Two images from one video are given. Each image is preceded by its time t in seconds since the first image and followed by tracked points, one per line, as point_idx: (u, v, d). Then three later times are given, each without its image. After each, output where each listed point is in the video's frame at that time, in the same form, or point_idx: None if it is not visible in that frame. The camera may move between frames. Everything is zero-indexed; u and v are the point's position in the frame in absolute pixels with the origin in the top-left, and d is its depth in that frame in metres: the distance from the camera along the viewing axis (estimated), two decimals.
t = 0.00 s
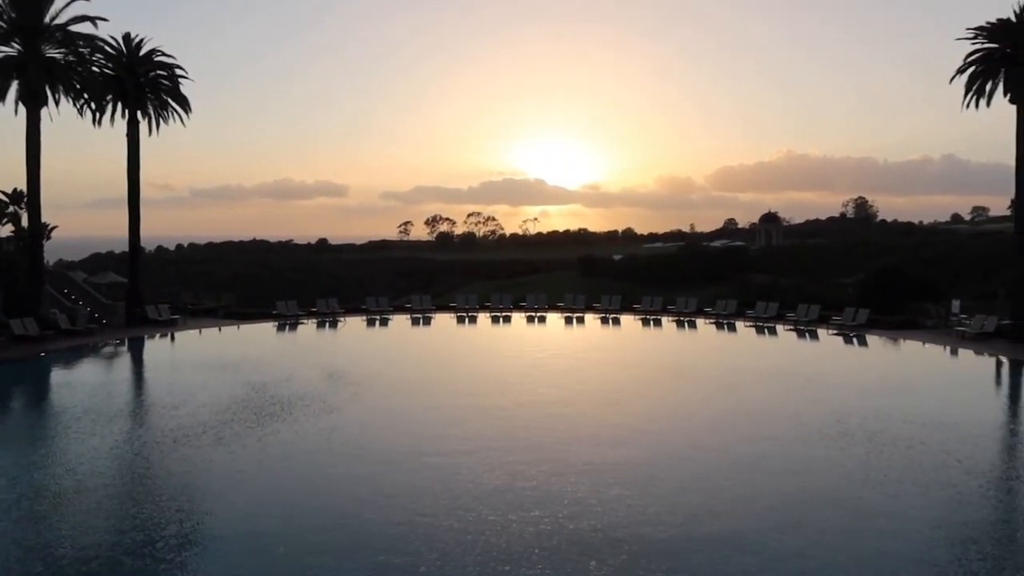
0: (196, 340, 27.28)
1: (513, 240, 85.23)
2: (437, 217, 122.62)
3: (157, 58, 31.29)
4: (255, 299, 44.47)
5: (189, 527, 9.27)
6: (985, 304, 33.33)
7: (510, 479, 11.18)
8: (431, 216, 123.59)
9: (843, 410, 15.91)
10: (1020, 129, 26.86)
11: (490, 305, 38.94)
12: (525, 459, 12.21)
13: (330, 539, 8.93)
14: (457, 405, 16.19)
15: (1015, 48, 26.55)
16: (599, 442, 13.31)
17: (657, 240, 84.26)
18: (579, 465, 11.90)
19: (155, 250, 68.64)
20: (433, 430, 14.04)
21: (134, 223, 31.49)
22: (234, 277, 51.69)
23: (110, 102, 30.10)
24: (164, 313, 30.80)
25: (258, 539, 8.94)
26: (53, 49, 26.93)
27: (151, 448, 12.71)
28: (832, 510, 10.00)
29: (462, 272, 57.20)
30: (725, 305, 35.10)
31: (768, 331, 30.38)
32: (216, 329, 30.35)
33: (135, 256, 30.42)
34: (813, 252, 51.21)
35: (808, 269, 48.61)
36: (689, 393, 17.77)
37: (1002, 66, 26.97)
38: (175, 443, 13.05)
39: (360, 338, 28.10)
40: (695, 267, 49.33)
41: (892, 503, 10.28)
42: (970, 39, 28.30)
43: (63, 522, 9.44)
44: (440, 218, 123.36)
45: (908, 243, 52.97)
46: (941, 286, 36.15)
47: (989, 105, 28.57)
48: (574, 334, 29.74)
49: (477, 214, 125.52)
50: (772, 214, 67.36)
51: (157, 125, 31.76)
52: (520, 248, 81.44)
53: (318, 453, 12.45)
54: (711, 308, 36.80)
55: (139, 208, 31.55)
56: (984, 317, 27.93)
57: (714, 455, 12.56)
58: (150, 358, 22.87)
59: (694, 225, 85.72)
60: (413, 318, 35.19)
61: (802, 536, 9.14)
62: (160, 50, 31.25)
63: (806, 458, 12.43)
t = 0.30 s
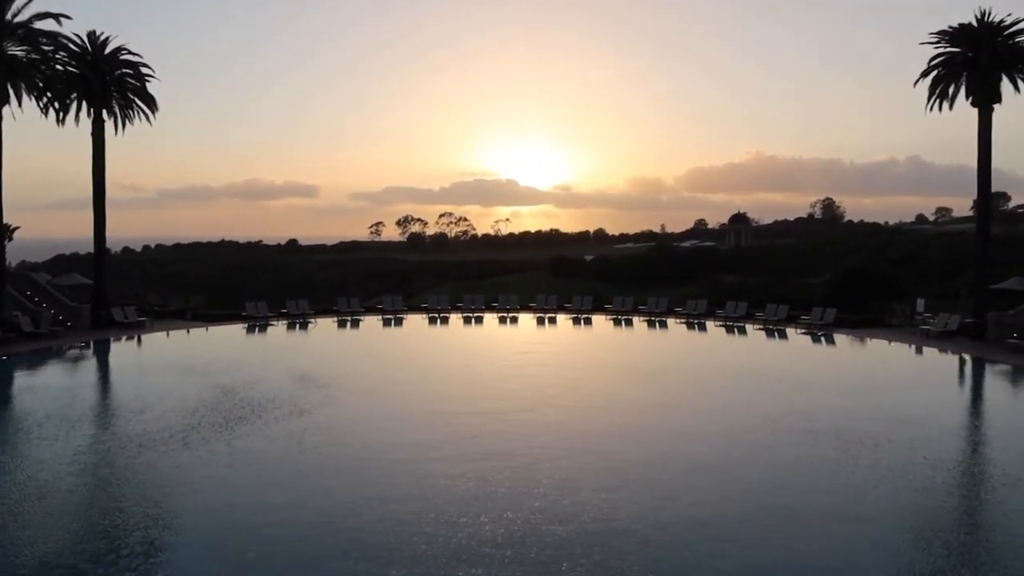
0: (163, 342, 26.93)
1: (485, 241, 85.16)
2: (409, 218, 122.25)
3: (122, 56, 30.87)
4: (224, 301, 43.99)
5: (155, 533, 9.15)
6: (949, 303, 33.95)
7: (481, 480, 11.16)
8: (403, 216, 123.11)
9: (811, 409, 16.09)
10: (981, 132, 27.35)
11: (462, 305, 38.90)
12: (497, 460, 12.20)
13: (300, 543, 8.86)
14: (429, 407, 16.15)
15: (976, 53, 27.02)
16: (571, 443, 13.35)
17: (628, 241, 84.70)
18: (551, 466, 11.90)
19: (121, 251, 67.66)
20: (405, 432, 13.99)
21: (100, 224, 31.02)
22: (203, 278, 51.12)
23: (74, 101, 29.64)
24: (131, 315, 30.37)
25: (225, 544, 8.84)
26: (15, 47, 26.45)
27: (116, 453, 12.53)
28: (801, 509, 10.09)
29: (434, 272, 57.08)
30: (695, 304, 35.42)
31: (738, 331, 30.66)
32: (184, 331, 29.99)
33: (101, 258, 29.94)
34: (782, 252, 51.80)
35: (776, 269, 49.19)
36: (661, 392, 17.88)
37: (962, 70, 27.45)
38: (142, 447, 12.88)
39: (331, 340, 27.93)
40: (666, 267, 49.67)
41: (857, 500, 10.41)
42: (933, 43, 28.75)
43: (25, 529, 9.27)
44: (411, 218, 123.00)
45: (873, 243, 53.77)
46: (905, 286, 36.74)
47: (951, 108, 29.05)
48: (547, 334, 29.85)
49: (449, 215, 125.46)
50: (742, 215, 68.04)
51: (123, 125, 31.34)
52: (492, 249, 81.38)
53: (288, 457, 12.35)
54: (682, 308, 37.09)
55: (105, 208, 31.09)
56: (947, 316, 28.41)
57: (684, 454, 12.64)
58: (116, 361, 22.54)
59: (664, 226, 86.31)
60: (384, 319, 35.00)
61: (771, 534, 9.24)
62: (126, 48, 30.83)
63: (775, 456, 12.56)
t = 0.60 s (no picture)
0: (130, 342, 26.57)
1: (457, 239, 85.03)
2: (380, 216, 121.73)
3: (87, 52, 30.38)
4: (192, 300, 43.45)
5: (122, 538, 9.05)
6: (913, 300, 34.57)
7: (453, 480, 11.15)
8: (374, 215, 122.47)
9: (780, 405, 16.28)
10: (943, 132, 27.84)
11: (434, 304, 38.85)
12: (470, 460, 12.19)
13: (271, 547, 8.81)
14: (401, 407, 16.10)
15: (938, 55, 27.46)
16: (543, 442, 13.38)
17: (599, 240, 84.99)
18: (524, 465, 11.93)
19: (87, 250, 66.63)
20: (377, 433, 13.92)
21: (64, 223, 30.52)
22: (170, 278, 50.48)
23: (38, 97, 29.13)
24: (97, 316, 29.92)
25: (194, 549, 8.76)
26: None
27: (81, 456, 12.35)
28: (770, 505, 10.19)
29: (404, 271, 56.92)
30: (665, 303, 35.70)
31: (708, 329, 30.92)
32: (151, 331, 29.61)
33: (66, 256, 29.46)
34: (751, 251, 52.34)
35: (746, 267, 49.69)
36: (633, 391, 17.98)
37: (926, 71, 27.91)
38: (107, 450, 12.69)
39: (302, 339, 27.74)
40: (636, 266, 49.97)
41: (826, 496, 10.56)
42: (898, 44, 29.21)
43: None
44: (383, 217, 122.48)
45: (840, 241, 54.52)
46: (871, 283, 37.33)
47: (915, 109, 29.54)
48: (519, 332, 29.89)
49: (421, 213, 125.04)
50: (711, 214, 68.63)
51: (88, 121, 30.86)
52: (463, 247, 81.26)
53: (258, 458, 12.24)
54: (652, 306, 37.35)
55: (69, 206, 30.59)
56: (912, 313, 28.93)
57: (656, 452, 12.72)
58: (82, 362, 22.21)
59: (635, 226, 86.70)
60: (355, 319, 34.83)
61: (741, 531, 9.32)
62: (91, 44, 30.36)
63: (745, 453, 12.68)
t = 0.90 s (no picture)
0: (91, 343, 26.11)
1: (424, 238, 84.72)
2: (347, 215, 120.96)
3: (46, 47, 29.81)
4: (154, 300, 42.76)
5: (82, 543, 8.92)
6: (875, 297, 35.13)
7: (422, 481, 11.13)
8: (340, 213, 121.61)
9: (744, 403, 16.45)
10: (903, 133, 28.35)
11: (402, 303, 38.70)
12: (438, 460, 12.18)
13: (235, 549, 8.74)
14: (368, 407, 16.03)
15: (898, 57, 27.95)
16: (512, 441, 13.39)
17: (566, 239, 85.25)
18: (491, 465, 11.94)
19: (46, 249, 65.33)
20: (344, 433, 13.85)
21: (22, 221, 29.90)
22: (132, 278, 49.67)
23: None
24: (57, 316, 29.38)
25: (158, 552, 8.68)
26: None
27: (39, 460, 12.14)
28: (735, 501, 10.32)
29: (372, 270, 56.61)
30: (632, 301, 35.92)
31: (674, 327, 31.17)
32: (113, 332, 29.11)
33: (24, 255, 28.86)
34: (716, 250, 52.84)
35: (711, 266, 50.14)
36: (600, 389, 18.08)
37: (886, 73, 28.38)
38: (66, 454, 12.47)
39: (267, 339, 27.47)
40: (604, 264, 50.20)
41: (789, 492, 10.71)
42: (859, 47, 29.67)
43: None
44: (349, 216, 121.66)
45: (803, 240, 55.24)
46: (834, 282, 37.88)
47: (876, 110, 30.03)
48: (487, 331, 29.87)
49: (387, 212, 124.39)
50: (677, 214, 69.27)
51: (47, 118, 30.28)
52: (431, 247, 80.97)
53: (223, 461, 12.12)
54: (620, 305, 37.57)
55: (28, 205, 29.98)
56: (873, 311, 29.39)
57: (623, 451, 12.79)
58: (41, 364, 21.79)
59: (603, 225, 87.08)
60: (322, 318, 34.58)
61: (706, 527, 9.44)
62: (50, 39, 29.79)
63: (711, 450, 12.81)
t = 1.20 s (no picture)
0: (53, 345, 25.63)
1: (395, 238, 84.40)
2: (316, 215, 120.11)
3: (5, 43, 29.20)
4: (117, 301, 42.07)
5: (42, 551, 8.76)
6: (840, 297, 35.58)
7: (391, 483, 11.08)
8: (309, 213, 120.70)
9: (713, 402, 16.57)
10: (867, 136, 28.76)
11: (371, 303, 38.46)
12: (407, 462, 12.13)
13: (199, 555, 8.64)
14: (337, 409, 15.94)
15: (862, 60, 28.33)
16: (481, 442, 13.37)
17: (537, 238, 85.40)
18: (462, 467, 11.91)
19: (5, 249, 64.01)
20: (312, 436, 13.74)
21: None
22: (95, 278, 48.82)
23: None
24: (17, 318, 28.77)
25: (121, 559, 8.56)
26: None
27: None
28: (703, 501, 10.39)
29: (341, 270, 56.22)
30: (602, 301, 36.04)
31: (644, 326, 31.34)
32: (76, 333, 28.60)
33: None
34: (685, 250, 53.22)
35: (679, 265, 50.52)
36: (570, 389, 18.13)
37: (851, 76, 28.74)
38: (26, 460, 12.23)
39: (235, 341, 27.18)
40: (574, 264, 50.30)
41: (757, 491, 10.80)
42: (824, 50, 30.04)
43: None
44: (319, 215, 120.81)
45: (770, 240, 55.84)
46: (800, 281, 38.34)
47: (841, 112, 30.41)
48: (457, 331, 29.84)
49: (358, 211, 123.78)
50: (647, 214, 69.76)
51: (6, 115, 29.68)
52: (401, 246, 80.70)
53: (189, 465, 11.97)
54: (590, 304, 37.69)
55: None
56: (838, 310, 29.77)
57: (592, 451, 12.83)
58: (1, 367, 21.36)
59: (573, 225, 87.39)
60: (291, 319, 34.29)
61: (674, 526, 9.51)
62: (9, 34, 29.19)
63: (679, 450, 12.90)
